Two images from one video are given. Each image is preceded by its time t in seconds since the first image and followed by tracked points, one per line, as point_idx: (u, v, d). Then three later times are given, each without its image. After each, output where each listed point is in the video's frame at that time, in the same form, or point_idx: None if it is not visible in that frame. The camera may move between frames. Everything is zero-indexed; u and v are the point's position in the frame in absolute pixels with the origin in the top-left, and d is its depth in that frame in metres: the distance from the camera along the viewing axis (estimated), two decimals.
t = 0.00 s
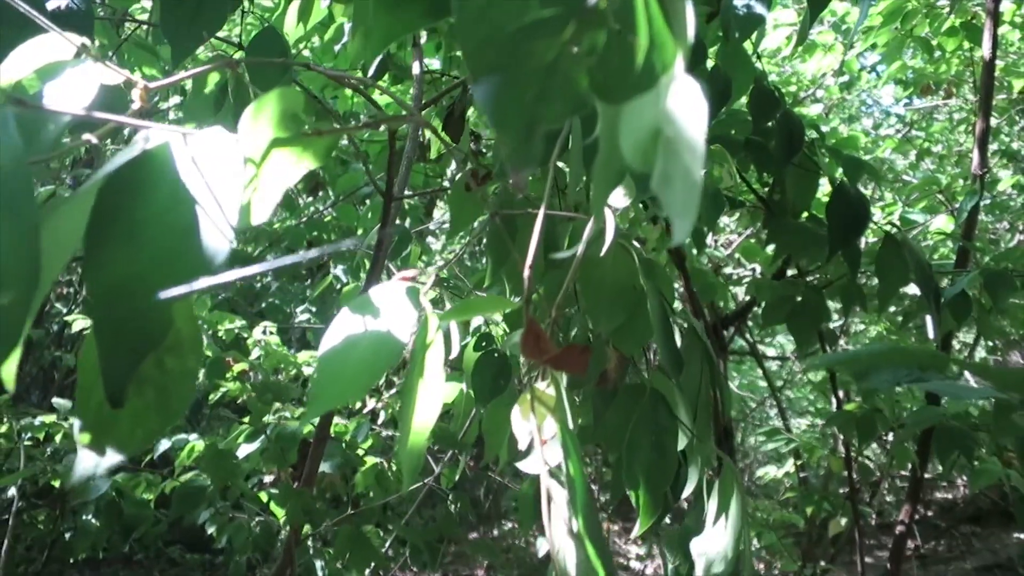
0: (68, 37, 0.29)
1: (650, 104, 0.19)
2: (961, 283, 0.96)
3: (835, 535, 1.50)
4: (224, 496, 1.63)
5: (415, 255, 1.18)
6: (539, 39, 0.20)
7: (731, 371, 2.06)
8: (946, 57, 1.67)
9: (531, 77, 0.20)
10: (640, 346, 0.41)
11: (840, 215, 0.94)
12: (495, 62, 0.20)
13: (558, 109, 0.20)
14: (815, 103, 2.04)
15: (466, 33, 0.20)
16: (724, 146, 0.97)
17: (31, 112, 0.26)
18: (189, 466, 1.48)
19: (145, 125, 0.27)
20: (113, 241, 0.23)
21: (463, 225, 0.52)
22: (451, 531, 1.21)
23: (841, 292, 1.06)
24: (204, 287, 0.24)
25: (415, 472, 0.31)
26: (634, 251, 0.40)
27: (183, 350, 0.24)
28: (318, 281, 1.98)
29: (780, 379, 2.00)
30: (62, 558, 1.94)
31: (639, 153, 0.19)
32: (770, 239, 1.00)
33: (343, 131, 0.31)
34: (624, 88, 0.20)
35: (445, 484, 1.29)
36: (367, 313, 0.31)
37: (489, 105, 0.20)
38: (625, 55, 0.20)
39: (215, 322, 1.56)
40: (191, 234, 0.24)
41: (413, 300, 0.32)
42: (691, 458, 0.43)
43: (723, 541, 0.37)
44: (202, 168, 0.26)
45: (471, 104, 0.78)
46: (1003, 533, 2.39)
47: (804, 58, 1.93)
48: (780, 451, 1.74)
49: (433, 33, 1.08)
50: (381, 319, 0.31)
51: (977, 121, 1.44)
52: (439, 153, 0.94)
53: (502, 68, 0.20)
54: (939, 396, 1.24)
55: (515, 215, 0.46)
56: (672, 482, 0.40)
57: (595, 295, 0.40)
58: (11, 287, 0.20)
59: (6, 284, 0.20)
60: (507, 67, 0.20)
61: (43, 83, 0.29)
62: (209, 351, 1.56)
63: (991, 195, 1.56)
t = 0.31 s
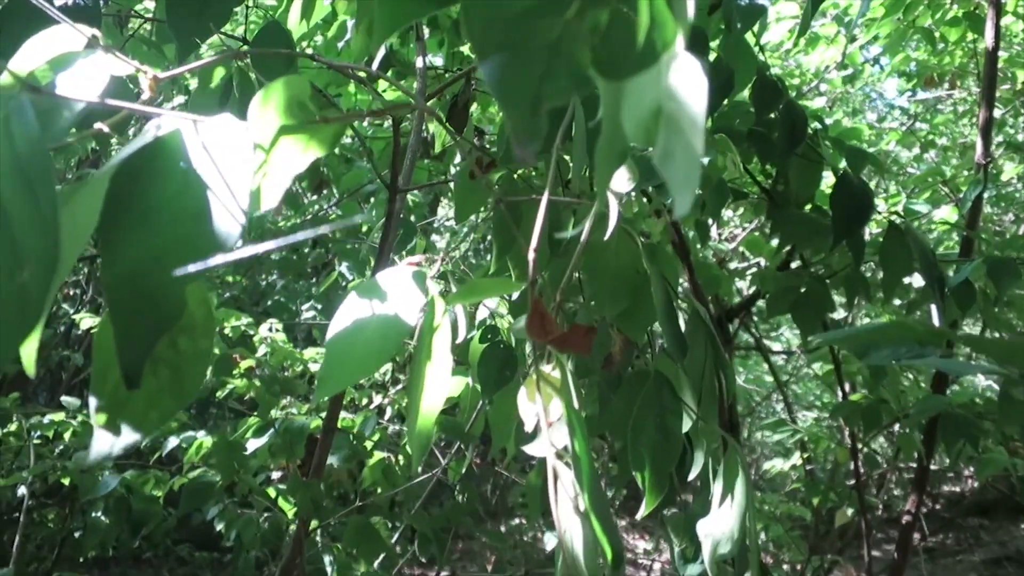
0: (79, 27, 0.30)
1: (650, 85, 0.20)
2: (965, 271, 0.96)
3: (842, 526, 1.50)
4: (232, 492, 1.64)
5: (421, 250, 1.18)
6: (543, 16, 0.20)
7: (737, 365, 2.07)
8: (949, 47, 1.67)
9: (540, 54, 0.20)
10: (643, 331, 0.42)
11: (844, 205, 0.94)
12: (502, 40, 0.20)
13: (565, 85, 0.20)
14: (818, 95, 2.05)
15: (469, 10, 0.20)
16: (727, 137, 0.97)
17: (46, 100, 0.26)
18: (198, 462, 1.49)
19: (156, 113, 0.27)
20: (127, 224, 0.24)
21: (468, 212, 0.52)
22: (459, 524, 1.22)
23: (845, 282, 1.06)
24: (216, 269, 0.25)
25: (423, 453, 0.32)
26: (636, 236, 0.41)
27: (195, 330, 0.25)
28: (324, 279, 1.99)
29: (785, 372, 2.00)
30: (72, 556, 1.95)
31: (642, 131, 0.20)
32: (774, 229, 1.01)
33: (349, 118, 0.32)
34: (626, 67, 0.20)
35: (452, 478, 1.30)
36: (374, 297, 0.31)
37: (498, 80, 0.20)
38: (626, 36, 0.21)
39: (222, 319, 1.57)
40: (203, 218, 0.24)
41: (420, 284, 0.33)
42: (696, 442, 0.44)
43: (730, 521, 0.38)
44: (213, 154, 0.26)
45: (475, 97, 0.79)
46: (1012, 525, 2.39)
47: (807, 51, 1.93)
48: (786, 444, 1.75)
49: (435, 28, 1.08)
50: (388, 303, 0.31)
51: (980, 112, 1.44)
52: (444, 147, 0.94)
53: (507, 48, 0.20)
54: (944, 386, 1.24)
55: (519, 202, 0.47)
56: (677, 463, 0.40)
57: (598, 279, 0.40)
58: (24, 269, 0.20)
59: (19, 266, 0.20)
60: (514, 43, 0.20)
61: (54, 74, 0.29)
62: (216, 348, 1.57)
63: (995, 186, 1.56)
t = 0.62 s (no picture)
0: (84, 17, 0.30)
1: (651, 64, 0.20)
2: (969, 263, 0.96)
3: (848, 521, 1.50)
4: (239, 489, 1.65)
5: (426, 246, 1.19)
6: None
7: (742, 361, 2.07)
8: (953, 42, 1.67)
9: (541, 32, 0.21)
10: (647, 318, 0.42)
11: (848, 197, 0.94)
12: (504, 18, 0.21)
13: (566, 61, 0.21)
14: (823, 91, 2.04)
15: None
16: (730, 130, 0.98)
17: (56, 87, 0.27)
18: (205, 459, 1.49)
19: (163, 99, 0.27)
20: (136, 209, 0.24)
21: (471, 200, 0.52)
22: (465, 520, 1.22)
23: (849, 275, 1.06)
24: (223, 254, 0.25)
25: (429, 437, 0.32)
26: (640, 223, 0.41)
27: (202, 314, 0.25)
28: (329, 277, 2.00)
29: (791, 368, 2.00)
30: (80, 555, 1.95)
31: (644, 110, 0.20)
32: (778, 222, 1.01)
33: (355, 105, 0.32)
34: (628, 46, 0.21)
35: (458, 474, 1.30)
36: (379, 282, 0.31)
37: (498, 58, 0.21)
38: (628, 15, 0.21)
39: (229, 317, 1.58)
40: (210, 202, 0.25)
41: (424, 268, 0.33)
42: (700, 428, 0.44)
43: (732, 508, 0.38)
44: (219, 140, 0.27)
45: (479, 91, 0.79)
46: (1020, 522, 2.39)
47: (811, 46, 1.93)
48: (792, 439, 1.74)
49: (439, 24, 1.09)
50: (393, 289, 0.31)
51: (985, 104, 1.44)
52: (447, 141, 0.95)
53: (511, 25, 0.21)
54: (951, 378, 1.24)
55: (523, 190, 0.47)
56: (681, 449, 0.40)
57: (603, 266, 0.40)
58: (33, 247, 0.20)
59: (29, 244, 0.20)
60: (514, 24, 0.21)
61: (60, 63, 0.30)
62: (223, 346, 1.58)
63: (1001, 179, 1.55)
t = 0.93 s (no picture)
0: None
1: (657, 35, 0.21)
2: (969, 261, 0.96)
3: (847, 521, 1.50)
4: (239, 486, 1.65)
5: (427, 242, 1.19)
6: None
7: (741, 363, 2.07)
8: (954, 44, 1.68)
9: None
10: (649, 301, 0.42)
11: (848, 194, 0.95)
12: None
13: (572, 26, 0.21)
14: (823, 94, 2.05)
15: None
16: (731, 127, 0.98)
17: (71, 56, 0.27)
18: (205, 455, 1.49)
19: (175, 73, 0.28)
20: (148, 177, 0.25)
21: (475, 186, 0.52)
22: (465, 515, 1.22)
23: (849, 274, 1.06)
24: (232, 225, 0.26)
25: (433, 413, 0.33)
26: (643, 206, 0.41)
27: (211, 282, 0.25)
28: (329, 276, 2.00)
29: (790, 370, 2.00)
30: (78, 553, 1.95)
31: (650, 79, 0.21)
32: (778, 220, 1.01)
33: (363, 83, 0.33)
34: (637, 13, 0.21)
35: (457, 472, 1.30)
36: (384, 260, 0.32)
37: (509, 19, 0.21)
38: None
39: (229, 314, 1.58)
40: (221, 172, 0.25)
41: (429, 247, 0.33)
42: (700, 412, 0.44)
43: (732, 491, 0.38)
44: (229, 112, 0.27)
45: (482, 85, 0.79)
46: (1018, 527, 2.39)
47: (811, 49, 1.94)
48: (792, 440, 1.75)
49: (441, 21, 1.09)
50: (398, 266, 0.32)
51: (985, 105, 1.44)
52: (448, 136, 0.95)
53: None
54: (950, 378, 1.25)
55: (526, 174, 0.47)
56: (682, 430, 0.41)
57: (606, 249, 0.41)
58: (54, 206, 0.21)
59: (48, 203, 0.21)
60: None
61: (73, 39, 0.30)
62: (223, 342, 1.58)
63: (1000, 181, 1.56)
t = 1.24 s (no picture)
0: None
1: (671, 11, 0.21)
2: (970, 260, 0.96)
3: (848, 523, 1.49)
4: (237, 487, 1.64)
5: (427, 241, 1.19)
6: None
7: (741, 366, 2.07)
8: (955, 48, 1.68)
9: None
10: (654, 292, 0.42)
11: (850, 193, 0.95)
12: None
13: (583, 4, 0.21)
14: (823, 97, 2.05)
15: None
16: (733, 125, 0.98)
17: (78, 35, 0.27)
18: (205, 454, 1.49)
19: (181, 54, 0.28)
20: (154, 156, 0.24)
21: (479, 177, 0.53)
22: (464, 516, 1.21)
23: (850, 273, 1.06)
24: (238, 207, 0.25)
25: (437, 401, 0.32)
26: (648, 196, 0.41)
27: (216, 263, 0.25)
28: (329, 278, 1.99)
29: (789, 373, 2.00)
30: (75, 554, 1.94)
31: (662, 57, 0.20)
32: (780, 220, 1.01)
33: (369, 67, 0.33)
34: None
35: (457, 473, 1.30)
36: (390, 247, 0.31)
37: None
38: None
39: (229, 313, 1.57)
40: (227, 152, 0.25)
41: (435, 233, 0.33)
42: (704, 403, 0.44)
43: (737, 483, 0.38)
44: (235, 93, 0.27)
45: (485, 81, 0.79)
46: (1017, 532, 2.38)
47: (812, 51, 1.94)
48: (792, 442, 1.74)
49: (442, 21, 1.09)
50: (404, 252, 0.31)
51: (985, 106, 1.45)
52: (450, 134, 0.95)
53: None
54: (950, 379, 1.25)
55: (531, 164, 0.47)
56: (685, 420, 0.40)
57: (610, 238, 0.40)
58: (54, 180, 0.21)
59: (51, 175, 0.21)
60: None
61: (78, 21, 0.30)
62: (223, 342, 1.57)
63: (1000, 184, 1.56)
